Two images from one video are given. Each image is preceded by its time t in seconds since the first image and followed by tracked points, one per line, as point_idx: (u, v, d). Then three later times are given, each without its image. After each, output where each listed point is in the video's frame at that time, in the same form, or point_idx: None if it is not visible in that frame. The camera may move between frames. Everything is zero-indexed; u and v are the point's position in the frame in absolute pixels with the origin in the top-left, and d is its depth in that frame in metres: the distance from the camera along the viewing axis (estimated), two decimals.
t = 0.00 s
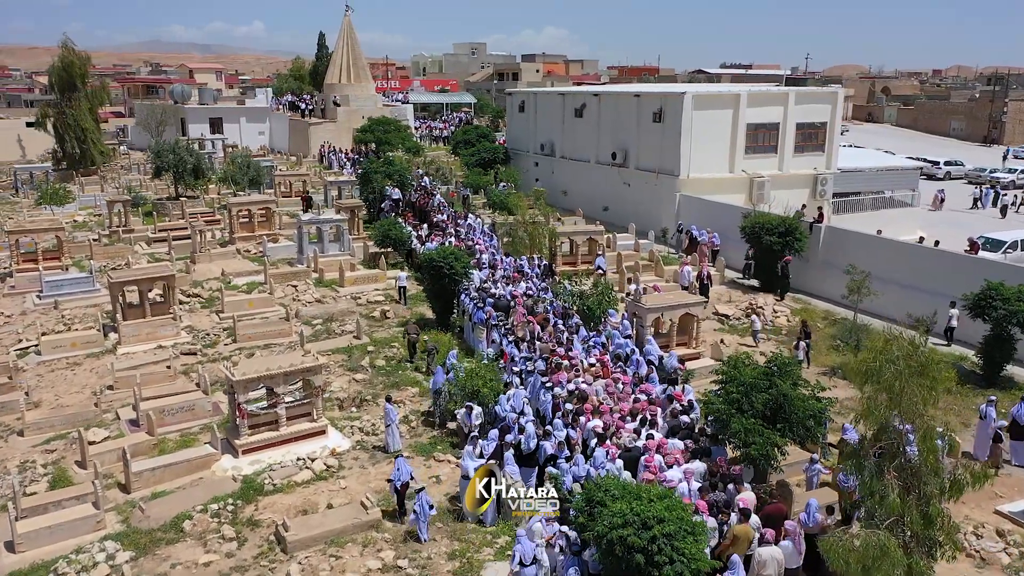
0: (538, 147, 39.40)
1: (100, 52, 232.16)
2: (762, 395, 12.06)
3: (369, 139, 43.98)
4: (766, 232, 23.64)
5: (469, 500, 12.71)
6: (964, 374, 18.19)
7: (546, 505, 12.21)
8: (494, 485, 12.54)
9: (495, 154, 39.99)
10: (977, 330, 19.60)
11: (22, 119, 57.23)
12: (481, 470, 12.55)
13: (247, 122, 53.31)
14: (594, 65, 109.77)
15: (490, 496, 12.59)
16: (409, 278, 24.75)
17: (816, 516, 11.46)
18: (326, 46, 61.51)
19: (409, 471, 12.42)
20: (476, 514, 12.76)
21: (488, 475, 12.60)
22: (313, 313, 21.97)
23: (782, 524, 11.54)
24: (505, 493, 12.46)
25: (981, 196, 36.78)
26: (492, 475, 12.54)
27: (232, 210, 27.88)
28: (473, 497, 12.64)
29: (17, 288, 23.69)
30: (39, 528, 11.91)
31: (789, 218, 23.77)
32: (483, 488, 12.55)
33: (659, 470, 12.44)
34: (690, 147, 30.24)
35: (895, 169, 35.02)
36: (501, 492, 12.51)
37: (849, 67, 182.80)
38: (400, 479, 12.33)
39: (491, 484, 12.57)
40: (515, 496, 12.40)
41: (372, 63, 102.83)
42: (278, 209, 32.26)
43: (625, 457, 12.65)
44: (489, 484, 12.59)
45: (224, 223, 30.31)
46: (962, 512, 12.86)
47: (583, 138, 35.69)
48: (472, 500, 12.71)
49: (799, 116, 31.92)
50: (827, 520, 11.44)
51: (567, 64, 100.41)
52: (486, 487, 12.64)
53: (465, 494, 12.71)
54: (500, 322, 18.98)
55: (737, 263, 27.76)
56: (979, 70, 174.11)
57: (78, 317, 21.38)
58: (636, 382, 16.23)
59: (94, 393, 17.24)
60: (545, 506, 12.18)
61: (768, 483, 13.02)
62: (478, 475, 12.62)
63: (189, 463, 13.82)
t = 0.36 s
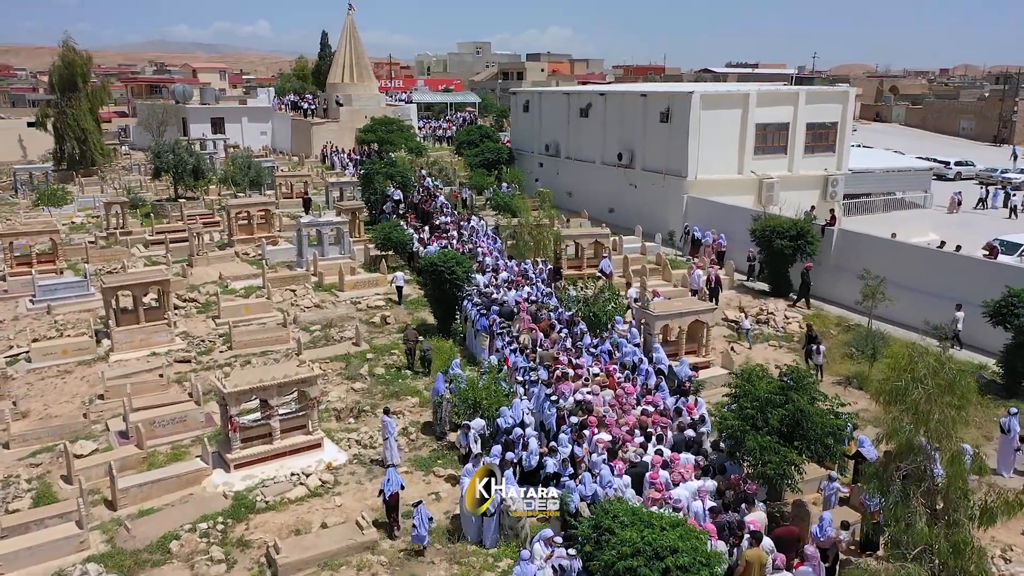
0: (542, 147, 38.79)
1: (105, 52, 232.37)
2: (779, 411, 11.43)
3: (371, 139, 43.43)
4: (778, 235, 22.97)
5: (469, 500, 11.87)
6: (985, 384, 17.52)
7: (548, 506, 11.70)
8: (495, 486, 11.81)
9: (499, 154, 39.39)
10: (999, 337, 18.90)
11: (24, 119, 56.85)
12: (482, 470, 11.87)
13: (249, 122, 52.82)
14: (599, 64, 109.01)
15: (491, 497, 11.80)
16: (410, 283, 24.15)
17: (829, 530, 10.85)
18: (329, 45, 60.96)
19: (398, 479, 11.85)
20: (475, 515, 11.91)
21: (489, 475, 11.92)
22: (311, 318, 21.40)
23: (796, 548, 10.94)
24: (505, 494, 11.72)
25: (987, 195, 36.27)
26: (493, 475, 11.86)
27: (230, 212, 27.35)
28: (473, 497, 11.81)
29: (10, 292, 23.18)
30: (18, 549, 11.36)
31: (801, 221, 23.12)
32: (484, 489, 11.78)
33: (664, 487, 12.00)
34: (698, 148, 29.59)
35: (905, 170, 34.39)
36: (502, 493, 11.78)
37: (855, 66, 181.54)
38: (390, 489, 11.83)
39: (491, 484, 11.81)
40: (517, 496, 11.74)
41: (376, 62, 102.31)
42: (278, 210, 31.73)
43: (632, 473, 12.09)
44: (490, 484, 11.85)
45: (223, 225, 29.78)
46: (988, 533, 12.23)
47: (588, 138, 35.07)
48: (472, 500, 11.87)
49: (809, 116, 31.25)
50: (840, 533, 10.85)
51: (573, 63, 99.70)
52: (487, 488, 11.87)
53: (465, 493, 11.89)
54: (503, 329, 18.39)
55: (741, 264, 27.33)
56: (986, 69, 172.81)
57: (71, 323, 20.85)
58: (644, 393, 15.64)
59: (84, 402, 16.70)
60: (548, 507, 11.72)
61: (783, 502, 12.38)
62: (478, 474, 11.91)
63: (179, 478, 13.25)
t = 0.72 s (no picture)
0: (547, 148, 38.15)
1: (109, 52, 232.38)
2: (797, 432, 10.75)
3: (373, 139, 42.82)
4: (789, 240, 22.36)
5: (469, 501, 11.82)
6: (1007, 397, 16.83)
7: (548, 505, 11.87)
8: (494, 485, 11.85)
9: (503, 155, 38.77)
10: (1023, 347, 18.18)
11: (24, 119, 56.36)
12: (482, 471, 11.90)
13: (250, 122, 52.28)
14: (604, 63, 108.22)
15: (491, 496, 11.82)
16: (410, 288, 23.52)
17: (851, 556, 10.26)
18: (331, 44, 60.37)
19: (391, 496, 11.53)
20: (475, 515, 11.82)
21: (488, 475, 12.02)
22: (309, 326, 20.75)
23: None
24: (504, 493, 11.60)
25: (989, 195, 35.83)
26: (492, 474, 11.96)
27: (228, 215, 26.75)
28: (473, 497, 11.80)
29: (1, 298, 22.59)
30: None
31: (814, 225, 22.47)
32: (483, 488, 11.82)
33: (675, 510, 11.39)
34: (706, 149, 28.90)
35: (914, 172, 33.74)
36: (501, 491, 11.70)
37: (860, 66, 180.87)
38: (382, 504, 11.46)
39: (491, 484, 11.86)
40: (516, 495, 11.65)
41: (379, 62, 101.71)
42: (277, 213, 31.14)
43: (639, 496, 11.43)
44: (489, 485, 11.94)
45: (221, 228, 29.20)
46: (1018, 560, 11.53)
47: (593, 139, 34.41)
48: (472, 501, 11.84)
49: (820, 116, 30.54)
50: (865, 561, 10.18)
51: (577, 63, 99.05)
52: (486, 488, 11.91)
53: (464, 495, 11.86)
54: (506, 338, 17.77)
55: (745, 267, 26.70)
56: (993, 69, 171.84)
57: (61, 330, 20.26)
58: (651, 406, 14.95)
59: (71, 414, 16.09)
60: (547, 506, 11.86)
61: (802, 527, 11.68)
62: (478, 475, 11.95)
63: (165, 498, 12.63)
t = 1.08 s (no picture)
0: (552, 149, 37.36)
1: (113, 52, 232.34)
2: (824, 460, 10.01)
3: (375, 141, 42.09)
4: (804, 246, 21.57)
5: (470, 501, 12.23)
6: None
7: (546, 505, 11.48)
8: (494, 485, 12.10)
9: (507, 157, 38.02)
10: None
11: (24, 120, 55.80)
12: (482, 470, 12.12)
13: (251, 123, 51.62)
14: (609, 63, 107.42)
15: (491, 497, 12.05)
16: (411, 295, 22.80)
17: None
18: (334, 44, 59.68)
19: (382, 514, 10.94)
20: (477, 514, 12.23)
21: (489, 475, 12.23)
22: (305, 335, 20.02)
23: None
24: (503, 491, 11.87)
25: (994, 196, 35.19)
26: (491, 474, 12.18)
27: (224, 219, 26.04)
28: (473, 497, 12.12)
29: None
30: None
31: (829, 230, 21.68)
32: (483, 488, 12.09)
33: (692, 540, 10.51)
34: (716, 151, 28.10)
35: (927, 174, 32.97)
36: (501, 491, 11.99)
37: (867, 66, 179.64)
38: (372, 523, 10.85)
39: (491, 484, 12.12)
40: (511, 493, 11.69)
41: (383, 61, 101.06)
42: (276, 217, 30.45)
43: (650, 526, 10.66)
44: (490, 485, 12.18)
45: (218, 232, 28.51)
46: None
47: (599, 140, 33.63)
48: (473, 500, 12.21)
49: (833, 117, 29.73)
50: None
51: (582, 63, 98.21)
52: (487, 488, 12.18)
53: (466, 495, 12.21)
54: (509, 349, 17.01)
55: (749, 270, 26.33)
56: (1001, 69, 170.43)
57: (50, 339, 19.56)
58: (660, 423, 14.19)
59: (55, 430, 15.37)
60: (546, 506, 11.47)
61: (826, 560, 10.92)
62: (478, 474, 12.20)
63: (148, 524, 11.86)
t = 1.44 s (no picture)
0: (557, 151, 36.60)
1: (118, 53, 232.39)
2: (854, 493, 9.29)
3: (378, 142, 41.38)
4: (820, 252, 20.80)
5: (470, 500, 12.16)
6: None
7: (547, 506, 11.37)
8: (494, 485, 12.03)
9: (512, 159, 37.27)
10: None
11: (24, 121, 55.26)
12: (482, 469, 12.12)
13: (253, 124, 50.96)
14: (614, 63, 106.60)
15: (491, 497, 12.01)
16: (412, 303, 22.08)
17: None
18: (337, 44, 59.01)
19: (376, 532, 10.70)
20: (477, 514, 12.18)
21: (489, 475, 12.15)
22: (302, 345, 19.30)
23: None
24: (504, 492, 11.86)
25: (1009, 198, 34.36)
26: (492, 475, 12.07)
27: (222, 223, 25.35)
28: (473, 497, 12.07)
29: None
30: None
31: (846, 236, 20.91)
32: (483, 488, 12.02)
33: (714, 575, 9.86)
34: (726, 153, 27.33)
35: (943, 177, 32.07)
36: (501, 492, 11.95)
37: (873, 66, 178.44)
38: (365, 541, 10.63)
39: (491, 484, 12.07)
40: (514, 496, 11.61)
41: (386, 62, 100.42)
42: (275, 221, 29.76)
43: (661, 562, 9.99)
44: (490, 485, 12.09)
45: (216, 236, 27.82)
46: None
47: (606, 142, 32.87)
48: (473, 500, 12.14)
49: (847, 118, 28.93)
50: None
51: (587, 62, 97.37)
52: (487, 488, 12.12)
53: (465, 494, 12.15)
54: (514, 362, 16.25)
55: (757, 274, 25.75)
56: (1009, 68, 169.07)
57: (38, 349, 18.88)
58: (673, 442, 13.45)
59: (38, 448, 14.69)
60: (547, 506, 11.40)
61: None
62: (478, 474, 12.18)
63: (131, 553, 11.10)
